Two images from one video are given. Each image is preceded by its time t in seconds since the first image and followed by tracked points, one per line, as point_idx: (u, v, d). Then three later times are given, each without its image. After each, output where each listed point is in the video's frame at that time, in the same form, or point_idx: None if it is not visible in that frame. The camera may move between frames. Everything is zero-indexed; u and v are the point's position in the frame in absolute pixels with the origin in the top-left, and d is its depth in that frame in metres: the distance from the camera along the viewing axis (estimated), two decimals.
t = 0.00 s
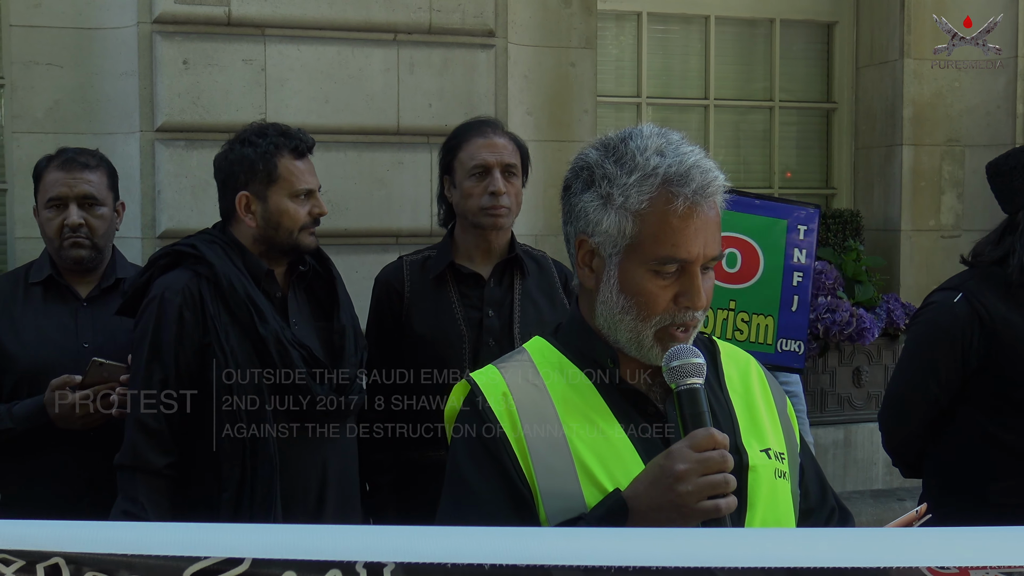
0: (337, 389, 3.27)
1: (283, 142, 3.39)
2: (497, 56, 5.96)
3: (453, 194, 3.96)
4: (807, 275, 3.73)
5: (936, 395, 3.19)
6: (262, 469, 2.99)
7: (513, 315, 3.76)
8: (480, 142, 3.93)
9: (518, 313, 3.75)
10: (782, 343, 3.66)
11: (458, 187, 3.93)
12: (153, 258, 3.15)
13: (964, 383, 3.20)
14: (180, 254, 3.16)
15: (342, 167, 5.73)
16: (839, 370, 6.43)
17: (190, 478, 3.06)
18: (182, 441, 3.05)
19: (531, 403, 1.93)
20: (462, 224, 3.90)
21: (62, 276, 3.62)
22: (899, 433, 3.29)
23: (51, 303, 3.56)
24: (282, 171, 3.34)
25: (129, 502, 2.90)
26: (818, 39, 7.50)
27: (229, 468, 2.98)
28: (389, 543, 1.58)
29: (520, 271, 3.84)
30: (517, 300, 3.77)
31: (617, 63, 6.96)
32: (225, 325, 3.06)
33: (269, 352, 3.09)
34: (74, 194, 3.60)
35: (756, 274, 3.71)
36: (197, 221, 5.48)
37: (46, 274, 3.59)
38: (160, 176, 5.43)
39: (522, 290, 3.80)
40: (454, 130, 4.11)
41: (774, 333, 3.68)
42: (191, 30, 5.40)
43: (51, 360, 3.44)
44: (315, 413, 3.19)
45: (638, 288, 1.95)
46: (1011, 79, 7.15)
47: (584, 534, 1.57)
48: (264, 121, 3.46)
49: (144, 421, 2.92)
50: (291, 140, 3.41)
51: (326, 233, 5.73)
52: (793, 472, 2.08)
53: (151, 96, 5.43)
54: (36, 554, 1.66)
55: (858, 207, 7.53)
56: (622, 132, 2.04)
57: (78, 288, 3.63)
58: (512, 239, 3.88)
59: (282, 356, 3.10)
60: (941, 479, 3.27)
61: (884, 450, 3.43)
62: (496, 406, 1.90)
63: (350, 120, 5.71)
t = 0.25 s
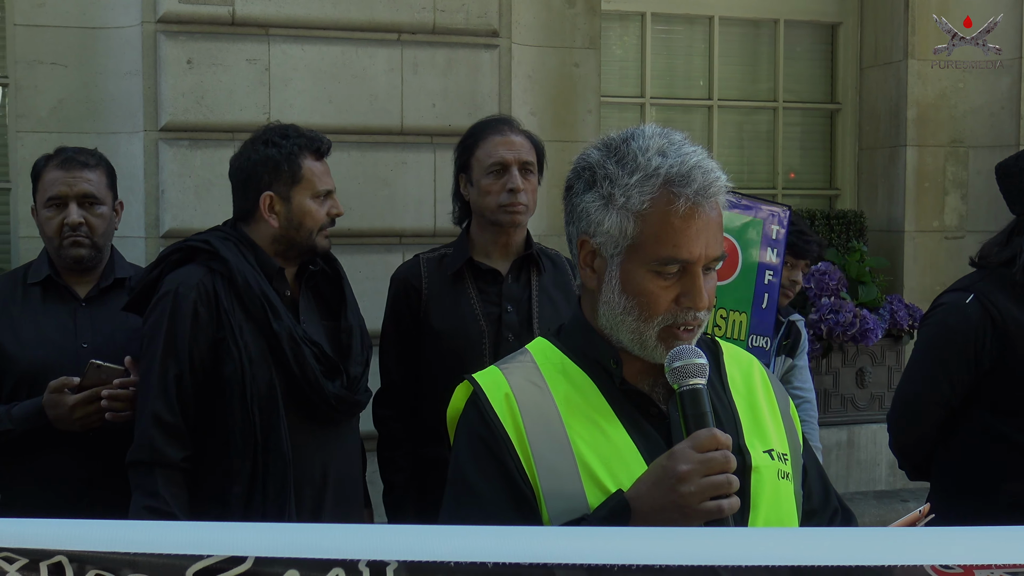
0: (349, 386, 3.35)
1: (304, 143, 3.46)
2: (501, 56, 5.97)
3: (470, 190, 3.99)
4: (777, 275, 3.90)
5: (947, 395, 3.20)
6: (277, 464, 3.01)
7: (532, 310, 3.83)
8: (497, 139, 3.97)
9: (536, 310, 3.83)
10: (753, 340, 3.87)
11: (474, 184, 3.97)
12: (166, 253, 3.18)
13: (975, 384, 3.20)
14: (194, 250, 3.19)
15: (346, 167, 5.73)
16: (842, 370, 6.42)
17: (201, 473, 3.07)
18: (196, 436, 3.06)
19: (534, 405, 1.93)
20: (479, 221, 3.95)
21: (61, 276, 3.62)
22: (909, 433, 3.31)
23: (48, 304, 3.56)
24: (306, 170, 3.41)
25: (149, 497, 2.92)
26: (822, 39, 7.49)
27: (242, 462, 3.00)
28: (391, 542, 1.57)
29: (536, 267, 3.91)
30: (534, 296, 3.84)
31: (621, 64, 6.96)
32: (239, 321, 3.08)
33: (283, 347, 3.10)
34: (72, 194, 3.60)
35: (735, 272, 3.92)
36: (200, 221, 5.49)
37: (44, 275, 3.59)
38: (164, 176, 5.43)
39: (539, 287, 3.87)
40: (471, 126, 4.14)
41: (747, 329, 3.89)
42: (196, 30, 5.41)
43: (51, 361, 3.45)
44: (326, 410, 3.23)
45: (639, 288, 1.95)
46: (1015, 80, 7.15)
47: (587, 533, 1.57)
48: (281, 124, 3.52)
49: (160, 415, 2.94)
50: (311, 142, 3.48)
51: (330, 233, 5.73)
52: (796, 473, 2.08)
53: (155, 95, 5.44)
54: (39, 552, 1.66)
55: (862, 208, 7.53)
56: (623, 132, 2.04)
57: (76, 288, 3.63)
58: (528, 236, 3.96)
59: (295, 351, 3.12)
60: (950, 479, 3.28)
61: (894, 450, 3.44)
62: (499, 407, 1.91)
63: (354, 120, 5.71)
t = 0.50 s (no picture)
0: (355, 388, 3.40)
1: (324, 148, 3.47)
2: (502, 57, 5.97)
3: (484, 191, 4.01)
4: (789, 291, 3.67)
5: (954, 397, 3.19)
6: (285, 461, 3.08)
7: (546, 310, 3.85)
8: (508, 139, 3.98)
9: (550, 304, 3.86)
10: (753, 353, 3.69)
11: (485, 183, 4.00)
12: (184, 247, 3.20)
13: (983, 386, 3.20)
14: (213, 245, 3.22)
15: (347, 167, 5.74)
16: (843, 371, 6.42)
17: (206, 469, 3.07)
18: (202, 431, 3.07)
19: (534, 406, 1.93)
20: (492, 221, 3.96)
21: (55, 277, 3.61)
22: (918, 436, 3.29)
23: (43, 305, 3.56)
24: (328, 176, 3.43)
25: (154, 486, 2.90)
26: (824, 40, 7.49)
27: (253, 457, 3.03)
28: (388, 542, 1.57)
29: (550, 268, 3.93)
30: (550, 294, 3.86)
31: (622, 64, 6.96)
32: (256, 318, 3.11)
33: (297, 347, 3.16)
34: (76, 193, 3.62)
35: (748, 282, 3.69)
36: (202, 221, 5.49)
37: (38, 276, 3.58)
38: (165, 175, 5.44)
39: (553, 287, 3.89)
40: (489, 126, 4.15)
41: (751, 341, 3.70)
42: (197, 30, 5.41)
43: (46, 362, 3.45)
44: (333, 412, 3.29)
45: (637, 288, 1.95)
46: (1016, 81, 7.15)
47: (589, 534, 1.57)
48: (301, 128, 3.55)
49: (171, 404, 2.93)
50: (333, 147, 3.50)
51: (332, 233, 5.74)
52: (796, 473, 2.08)
53: (157, 96, 5.44)
54: (37, 553, 1.67)
55: (863, 209, 7.52)
56: (623, 132, 2.04)
57: (70, 289, 3.62)
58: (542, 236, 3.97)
59: (309, 352, 3.18)
60: (956, 481, 3.29)
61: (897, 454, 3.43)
62: (498, 407, 1.91)
63: (355, 120, 5.71)
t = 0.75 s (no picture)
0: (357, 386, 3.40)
1: (322, 147, 3.47)
2: (504, 57, 5.97)
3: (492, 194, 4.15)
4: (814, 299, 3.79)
5: (953, 396, 3.19)
6: (288, 461, 3.08)
7: (553, 309, 3.92)
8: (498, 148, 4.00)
9: (556, 307, 3.91)
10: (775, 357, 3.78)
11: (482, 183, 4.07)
12: (184, 247, 3.20)
13: (984, 385, 3.20)
14: (212, 246, 3.21)
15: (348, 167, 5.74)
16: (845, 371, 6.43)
17: (207, 470, 3.07)
18: (202, 432, 3.07)
19: (537, 407, 1.93)
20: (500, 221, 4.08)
21: (49, 278, 3.60)
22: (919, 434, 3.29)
23: (37, 306, 3.55)
24: (327, 175, 3.43)
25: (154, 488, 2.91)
26: (825, 40, 7.49)
27: (254, 456, 3.03)
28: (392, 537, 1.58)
29: (560, 270, 3.98)
30: (556, 296, 3.92)
31: (623, 64, 6.96)
32: (255, 319, 3.11)
33: (298, 347, 3.16)
34: (76, 193, 3.62)
35: (772, 288, 3.81)
36: (203, 221, 5.50)
37: (32, 277, 3.56)
38: (167, 176, 5.44)
39: (561, 289, 3.95)
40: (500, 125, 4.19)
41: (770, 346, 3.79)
42: (198, 30, 5.41)
43: (41, 362, 3.46)
44: (335, 410, 3.29)
45: (640, 288, 1.94)
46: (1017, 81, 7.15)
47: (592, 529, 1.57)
48: (299, 127, 3.55)
49: (171, 406, 2.94)
50: (332, 145, 3.50)
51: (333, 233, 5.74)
52: (799, 475, 2.08)
53: (158, 96, 5.45)
54: (39, 551, 1.65)
55: (864, 209, 7.53)
56: (626, 132, 2.04)
57: (64, 289, 3.61)
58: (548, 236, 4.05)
59: (310, 352, 3.18)
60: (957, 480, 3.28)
61: (897, 452, 3.43)
62: (500, 406, 1.91)
63: (356, 120, 5.71)
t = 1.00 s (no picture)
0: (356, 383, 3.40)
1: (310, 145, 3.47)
2: (505, 57, 5.96)
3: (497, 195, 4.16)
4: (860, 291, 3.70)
5: (952, 395, 3.19)
6: (288, 462, 3.08)
7: (548, 313, 3.88)
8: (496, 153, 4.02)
9: (552, 311, 3.88)
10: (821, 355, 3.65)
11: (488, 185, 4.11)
12: (177, 250, 3.19)
13: (982, 385, 3.20)
14: (204, 248, 3.20)
15: (349, 167, 5.73)
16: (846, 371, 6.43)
17: (208, 473, 3.07)
18: (200, 436, 3.07)
19: (539, 408, 1.93)
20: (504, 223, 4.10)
21: (42, 278, 3.60)
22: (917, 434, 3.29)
23: (31, 306, 3.54)
24: (318, 172, 3.43)
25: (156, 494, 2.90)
26: (826, 40, 7.48)
27: (252, 459, 3.03)
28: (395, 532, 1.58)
29: (560, 273, 3.95)
30: (552, 301, 3.89)
31: (624, 64, 6.95)
32: (250, 321, 3.11)
33: (293, 347, 3.16)
34: (73, 193, 3.64)
35: (814, 286, 3.68)
36: (204, 221, 5.49)
37: (26, 277, 3.57)
38: (168, 175, 5.44)
39: (559, 292, 3.91)
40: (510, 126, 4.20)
41: (820, 343, 3.67)
42: (200, 30, 5.41)
43: (33, 362, 3.44)
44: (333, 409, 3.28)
45: (643, 288, 1.94)
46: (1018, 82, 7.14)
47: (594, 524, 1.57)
48: (290, 125, 3.54)
49: (168, 412, 2.94)
50: (325, 141, 3.49)
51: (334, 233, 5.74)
52: (802, 476, 2.08)
53: (159, 95, 5.45)
54: (40, 552, 1.63)
55: (865, 210, 7.53)
56: (629, 132, 2.04)
57: (57, 289, 3.61)
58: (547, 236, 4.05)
59: (305, 351, 3.18)
60: (957, 481, 3.28)
61: (896, 451, 3.43)
62: (503, 409, 1.91)
63: (358, 120, 5.71)
